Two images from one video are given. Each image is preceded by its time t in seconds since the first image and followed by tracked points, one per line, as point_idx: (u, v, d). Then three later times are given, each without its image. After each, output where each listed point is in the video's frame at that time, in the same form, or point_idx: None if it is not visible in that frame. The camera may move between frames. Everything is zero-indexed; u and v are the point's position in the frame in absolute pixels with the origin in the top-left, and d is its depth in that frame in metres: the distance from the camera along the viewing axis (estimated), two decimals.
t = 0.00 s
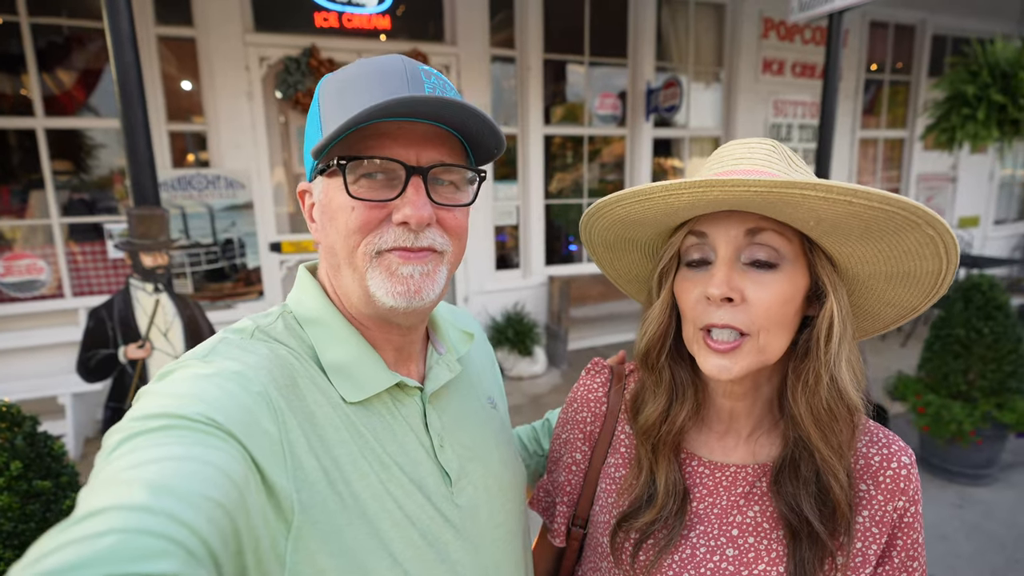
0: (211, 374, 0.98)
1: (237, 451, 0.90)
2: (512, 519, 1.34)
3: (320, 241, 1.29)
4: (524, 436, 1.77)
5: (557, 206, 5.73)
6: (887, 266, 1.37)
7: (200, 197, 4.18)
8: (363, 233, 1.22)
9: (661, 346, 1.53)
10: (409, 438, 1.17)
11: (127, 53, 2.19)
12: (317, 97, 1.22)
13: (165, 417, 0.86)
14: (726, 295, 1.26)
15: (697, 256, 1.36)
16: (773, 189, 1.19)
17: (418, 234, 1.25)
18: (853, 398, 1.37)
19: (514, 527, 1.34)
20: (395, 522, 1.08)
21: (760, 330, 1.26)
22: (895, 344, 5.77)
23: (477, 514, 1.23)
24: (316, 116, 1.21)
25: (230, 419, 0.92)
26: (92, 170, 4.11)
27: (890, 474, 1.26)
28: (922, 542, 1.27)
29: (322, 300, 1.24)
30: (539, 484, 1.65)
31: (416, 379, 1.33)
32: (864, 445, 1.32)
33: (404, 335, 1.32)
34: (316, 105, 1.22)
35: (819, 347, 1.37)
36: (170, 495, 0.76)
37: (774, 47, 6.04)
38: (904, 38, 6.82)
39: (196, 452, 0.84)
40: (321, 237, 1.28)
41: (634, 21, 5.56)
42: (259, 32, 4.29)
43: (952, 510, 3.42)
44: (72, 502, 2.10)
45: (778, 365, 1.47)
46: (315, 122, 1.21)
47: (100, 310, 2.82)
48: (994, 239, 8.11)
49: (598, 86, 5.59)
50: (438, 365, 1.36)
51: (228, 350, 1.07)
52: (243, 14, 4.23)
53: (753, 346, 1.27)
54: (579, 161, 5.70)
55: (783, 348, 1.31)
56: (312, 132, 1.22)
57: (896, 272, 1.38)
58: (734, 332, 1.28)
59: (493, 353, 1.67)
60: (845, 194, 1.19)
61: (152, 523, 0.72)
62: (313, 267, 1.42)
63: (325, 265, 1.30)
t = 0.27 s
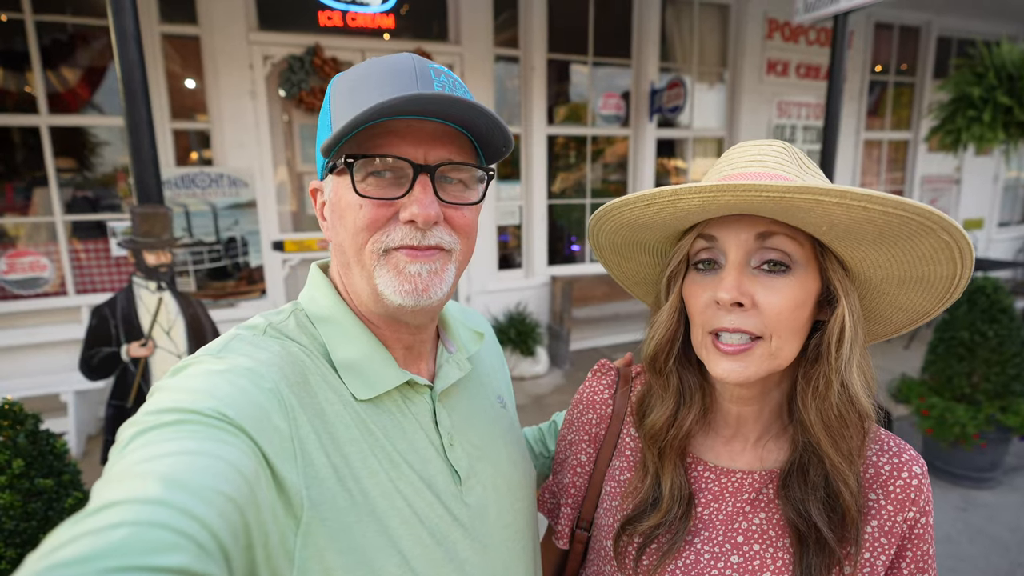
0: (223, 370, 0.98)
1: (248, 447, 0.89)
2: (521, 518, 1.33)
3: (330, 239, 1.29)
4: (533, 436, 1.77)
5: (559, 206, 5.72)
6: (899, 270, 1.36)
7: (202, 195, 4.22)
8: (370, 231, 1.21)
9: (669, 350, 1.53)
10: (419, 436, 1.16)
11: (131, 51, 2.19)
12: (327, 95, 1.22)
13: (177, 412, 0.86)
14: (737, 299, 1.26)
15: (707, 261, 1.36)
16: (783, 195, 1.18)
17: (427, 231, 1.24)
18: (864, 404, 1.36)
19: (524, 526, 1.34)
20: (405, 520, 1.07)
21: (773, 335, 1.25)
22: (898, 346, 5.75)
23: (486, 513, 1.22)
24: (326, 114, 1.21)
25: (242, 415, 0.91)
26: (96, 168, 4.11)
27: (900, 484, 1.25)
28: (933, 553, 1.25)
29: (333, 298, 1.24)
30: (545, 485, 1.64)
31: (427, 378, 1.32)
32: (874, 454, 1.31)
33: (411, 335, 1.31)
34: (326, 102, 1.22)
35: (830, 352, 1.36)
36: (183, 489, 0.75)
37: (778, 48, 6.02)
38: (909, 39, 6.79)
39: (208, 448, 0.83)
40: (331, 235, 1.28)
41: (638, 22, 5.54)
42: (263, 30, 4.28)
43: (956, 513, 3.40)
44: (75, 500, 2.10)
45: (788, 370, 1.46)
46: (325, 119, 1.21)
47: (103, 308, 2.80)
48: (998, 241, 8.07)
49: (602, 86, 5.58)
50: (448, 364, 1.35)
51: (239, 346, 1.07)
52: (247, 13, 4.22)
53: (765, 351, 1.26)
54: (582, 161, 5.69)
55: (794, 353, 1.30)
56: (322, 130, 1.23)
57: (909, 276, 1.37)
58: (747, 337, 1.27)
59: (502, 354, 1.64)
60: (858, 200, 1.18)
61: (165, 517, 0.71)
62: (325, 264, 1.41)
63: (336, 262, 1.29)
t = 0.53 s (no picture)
0: (234, 367, 0.97)
1: (257, 444, 0.88)
2: (529, 520, 1.32)
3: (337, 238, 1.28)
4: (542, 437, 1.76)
5: (563, 206, 5.71)
6: (911, 272, 1.35)
7: (207, 194, 4.21)
8: (379, 229, 1.20)
9: (677, 351, 1.51)
10: (426, 436, 1.15)
11: (137, 50, 2.18)
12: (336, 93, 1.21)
13: (188, 409, 0.85)
14: (744, 302, 1.24)
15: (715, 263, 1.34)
16: (792, 197, 1.17)
17: (436, 229, 1.23)
18: (875, 407, 1.35)
19: (531, 527, 1.32)
20: (411, 521, 1.06)
21: (781, 338, 1.24)
22: (904, 348, 5.72)
23: (492, 513, 1.21)
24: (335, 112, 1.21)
25: (251, 412, 0.91)
26: (101, 166, 4.11)
27: (913, 489, 1.23)
28: (947, 560, 1.23)
29: (342, 296, 1.22)
30: (553, 486, 1.64)
31: (434, 378, 1.30)
32: (887, 458, 1.30)
33: (419, 335, 1.29)
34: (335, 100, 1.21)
35: (840, 355, 1.35)
36: (193, 485, 0.74)
37: (783, 48, 5.99)
38: (915, 39, 6.75)
39: (219, 444, 0.82)
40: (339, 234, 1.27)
41: (643, 21, 5.53)
42: (267, 30, 4.28)
43: (962, 517, 3.38)
44: (78, 500, 2.10)
45: (799, 371, 1.44)
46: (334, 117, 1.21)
47: (108, 307, 2.79)
48: (1004, 243, 8.03)
49: (606, 86, 5.56)
50: (456, 364, 1.33)
51: (250, 344, 1.06)
52: (252, 12, 4.22)
53: (774, 354, 1.25)
54: (586, 161, 5.68)
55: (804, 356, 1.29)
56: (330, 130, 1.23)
57: (922, 278, 1.35)
58: (753, 337, 1.26)
59: (511, 357, 1.61)
60: (870, 202, 1.16)
61: (176, 511, 0.70)
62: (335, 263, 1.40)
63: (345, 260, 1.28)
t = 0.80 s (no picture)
0: (240, 362, 0.97)
1: (262, 439, 0.88)
2: (534, 517, 1.31)
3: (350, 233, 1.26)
4: (547, 436, 1.75)
5: (565, 206, 5.70)
6: (921, 266, 1.34)
7: (208, 194, 4.19)
8: (397, 228, 1.20)
9: (684, 349, 1.51)
10: (430, 431, 1.15)
11: (138, 49, 2.18)
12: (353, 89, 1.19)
13: (194, 403, 0.84)
14: (754, 297, 1.24)
15: (722, 258, 1.34)
16: (805, 188, 1.16)
17: (454, 230, 1.23)
18: (887, 404, 1.34)
19: (536, 524, 1.32)
20: (416, 517, 1.05)
21: (794, 332, 1.23)
22: (906, 347, 5.71)
23: (497, 511, 1.20)
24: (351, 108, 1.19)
25: (257, 407, 0.90)
26: (101, 167, 4.11)
27: (924, 485, 1.23)
28: (958, 556, 1.23)
29: (349, 293, 1.22)
30: (558, 485, 1.63)
31: (440, 376, 1.29)
32: (897, 455, 1.30)
33: (427, 334, 1.28)
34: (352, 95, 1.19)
35: (852, 349, 1.33)
36: (198, 478, 0.73)
37: (785, 47, 5.98)
38: (917, 38, 6.74)
39: (223, 438, 0.82)
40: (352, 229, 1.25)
41: (644, 21, 5.52)
42: (268, 30, 4.28)
43: (965, 516, 3.37)
44: (79, 500, 2.10)
45: (808, 368, 1.43)
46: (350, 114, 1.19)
47: (109, 307, 2.79)
48: (1006, 242, 8.01)
49: (607, 86, 5.55)
50: (462, 362, 1.32)
51: (258, 339, 1.05)
52: (252, 12, 4.22)
53: (787, 350, 1.24)
54: (587, 161, 5.67)
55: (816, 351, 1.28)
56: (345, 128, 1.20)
57: (932, 272, 1.34)
58: (767, 335, 1.25)
59: (517, 354, 1.61)
60: (884, 192, 1.15)
61: (179, 505, 0.69)
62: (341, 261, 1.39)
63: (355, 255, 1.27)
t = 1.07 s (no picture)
0: (236, 364, 0.96)
1: (259, 440, 0.87)
2: (533, 516, 1.31)
3: (387, 250, 1.17)
4: (545, 436, 1.74)
5: (564, 205, 5.70)
6: (919, 268, 1.33)
7: (206, 194, 4.19)
8: (460, 242, 1.19)
9: (681, 348, 1.50)
10: (429, 432, 1.14)
11: (136, 48, 2.17)
12: (394, 101, 1.09)
13: (191, 405, 0.84)
14: (749, 298, 1.23)
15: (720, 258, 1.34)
16: (798, 192, 1.16)
17: (499, 236, 1.27)
18: (883, 405, 1.33)
19: (535, 523, 1.31)
20: (416, 517, 1.05)
21: (787, 333, 1.23)
22: (905, 346, 5.71)
23: (497, 510, 1.20)
24: (396, 123, 1.09)
25: (253, 409, 0.90)
26: (99, 166, 4.09)
27: (920, 486, 1.22)
28: (955, 555, 1.23)
29: (345, 293, 1.19)
30: (556, 484, 1.63)
31: (439, 375, 1.28)
32: (894, 455, 1.29)
33: (428, 335, 1.28)
34: (389, 104, 1.09)
35: (848, 350, 1.33)
36: (196, 481, 0.73)
37: (784, 46, 5.98)
38: (916, 37, 6.74)
39: (221, 440, 0.81)
40: (391, 247, 1.16)
41: (643, 20, 5.51)
42: (266, 29, 4.26)
43: (964, 515, 3.37)
44: (78, 500, 2.09)
45: (805, 369, 1.43)
46: (397, 130, 1.09)
47: (107, 307, 2.79)
48: (1004, 241, 8.03)
49: (606, 85, 5.55)
50: (460, 361, 1.31)
51: (254, 341, 1.05)
52: (251, 11, 4.21)
53: (780, 351, 1.24)
54: (587, 160, 5.67)
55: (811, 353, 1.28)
56: (372, 140, 1.10)
57: (930, 275, 1.34)
58: (760, 335, 1.25)
59: (514, 354, 1.60)
60: (878, 195, 1.15)
61: (178, 508, 0.69)
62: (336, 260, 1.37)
63: (376, 269, 1.21)
